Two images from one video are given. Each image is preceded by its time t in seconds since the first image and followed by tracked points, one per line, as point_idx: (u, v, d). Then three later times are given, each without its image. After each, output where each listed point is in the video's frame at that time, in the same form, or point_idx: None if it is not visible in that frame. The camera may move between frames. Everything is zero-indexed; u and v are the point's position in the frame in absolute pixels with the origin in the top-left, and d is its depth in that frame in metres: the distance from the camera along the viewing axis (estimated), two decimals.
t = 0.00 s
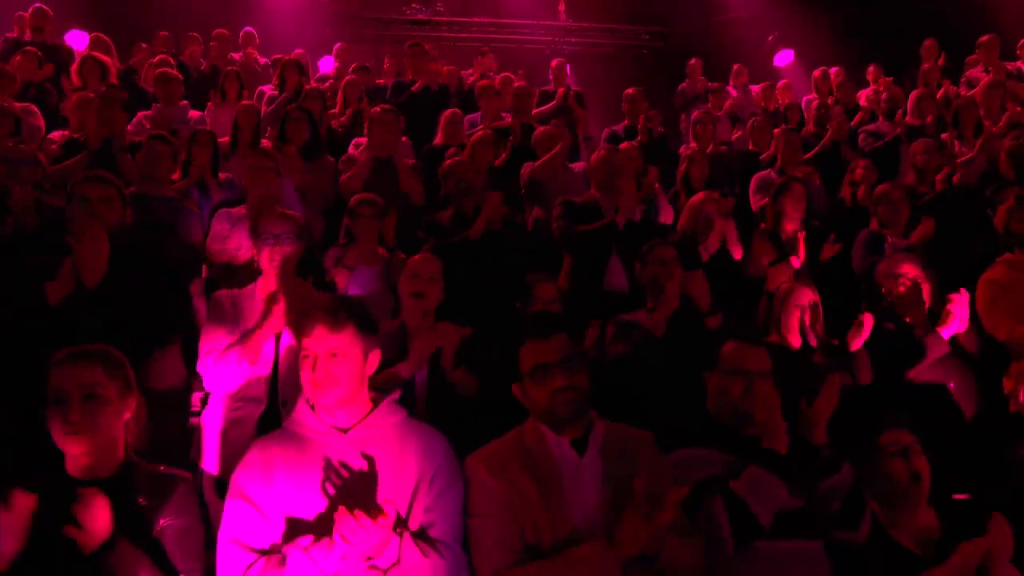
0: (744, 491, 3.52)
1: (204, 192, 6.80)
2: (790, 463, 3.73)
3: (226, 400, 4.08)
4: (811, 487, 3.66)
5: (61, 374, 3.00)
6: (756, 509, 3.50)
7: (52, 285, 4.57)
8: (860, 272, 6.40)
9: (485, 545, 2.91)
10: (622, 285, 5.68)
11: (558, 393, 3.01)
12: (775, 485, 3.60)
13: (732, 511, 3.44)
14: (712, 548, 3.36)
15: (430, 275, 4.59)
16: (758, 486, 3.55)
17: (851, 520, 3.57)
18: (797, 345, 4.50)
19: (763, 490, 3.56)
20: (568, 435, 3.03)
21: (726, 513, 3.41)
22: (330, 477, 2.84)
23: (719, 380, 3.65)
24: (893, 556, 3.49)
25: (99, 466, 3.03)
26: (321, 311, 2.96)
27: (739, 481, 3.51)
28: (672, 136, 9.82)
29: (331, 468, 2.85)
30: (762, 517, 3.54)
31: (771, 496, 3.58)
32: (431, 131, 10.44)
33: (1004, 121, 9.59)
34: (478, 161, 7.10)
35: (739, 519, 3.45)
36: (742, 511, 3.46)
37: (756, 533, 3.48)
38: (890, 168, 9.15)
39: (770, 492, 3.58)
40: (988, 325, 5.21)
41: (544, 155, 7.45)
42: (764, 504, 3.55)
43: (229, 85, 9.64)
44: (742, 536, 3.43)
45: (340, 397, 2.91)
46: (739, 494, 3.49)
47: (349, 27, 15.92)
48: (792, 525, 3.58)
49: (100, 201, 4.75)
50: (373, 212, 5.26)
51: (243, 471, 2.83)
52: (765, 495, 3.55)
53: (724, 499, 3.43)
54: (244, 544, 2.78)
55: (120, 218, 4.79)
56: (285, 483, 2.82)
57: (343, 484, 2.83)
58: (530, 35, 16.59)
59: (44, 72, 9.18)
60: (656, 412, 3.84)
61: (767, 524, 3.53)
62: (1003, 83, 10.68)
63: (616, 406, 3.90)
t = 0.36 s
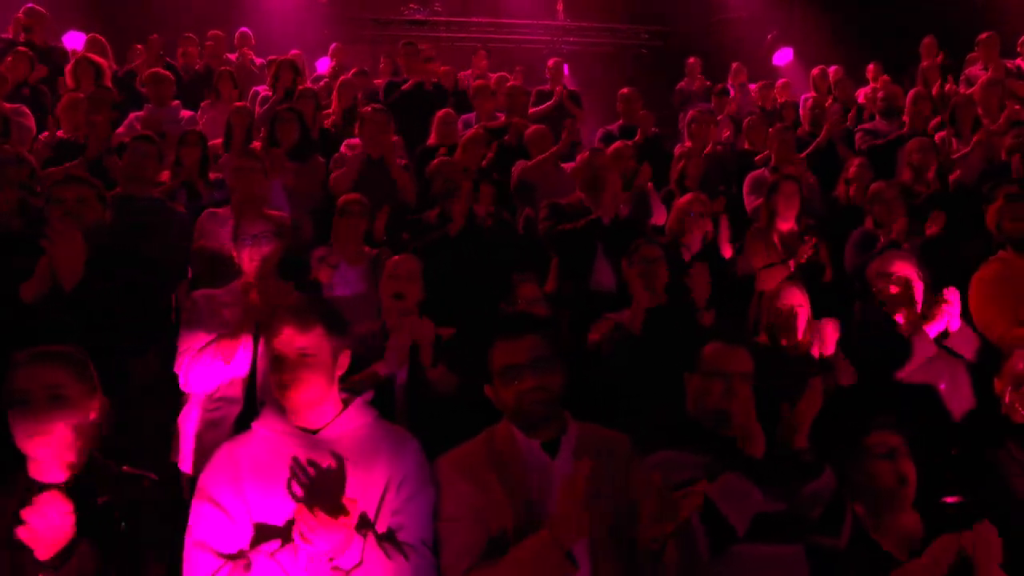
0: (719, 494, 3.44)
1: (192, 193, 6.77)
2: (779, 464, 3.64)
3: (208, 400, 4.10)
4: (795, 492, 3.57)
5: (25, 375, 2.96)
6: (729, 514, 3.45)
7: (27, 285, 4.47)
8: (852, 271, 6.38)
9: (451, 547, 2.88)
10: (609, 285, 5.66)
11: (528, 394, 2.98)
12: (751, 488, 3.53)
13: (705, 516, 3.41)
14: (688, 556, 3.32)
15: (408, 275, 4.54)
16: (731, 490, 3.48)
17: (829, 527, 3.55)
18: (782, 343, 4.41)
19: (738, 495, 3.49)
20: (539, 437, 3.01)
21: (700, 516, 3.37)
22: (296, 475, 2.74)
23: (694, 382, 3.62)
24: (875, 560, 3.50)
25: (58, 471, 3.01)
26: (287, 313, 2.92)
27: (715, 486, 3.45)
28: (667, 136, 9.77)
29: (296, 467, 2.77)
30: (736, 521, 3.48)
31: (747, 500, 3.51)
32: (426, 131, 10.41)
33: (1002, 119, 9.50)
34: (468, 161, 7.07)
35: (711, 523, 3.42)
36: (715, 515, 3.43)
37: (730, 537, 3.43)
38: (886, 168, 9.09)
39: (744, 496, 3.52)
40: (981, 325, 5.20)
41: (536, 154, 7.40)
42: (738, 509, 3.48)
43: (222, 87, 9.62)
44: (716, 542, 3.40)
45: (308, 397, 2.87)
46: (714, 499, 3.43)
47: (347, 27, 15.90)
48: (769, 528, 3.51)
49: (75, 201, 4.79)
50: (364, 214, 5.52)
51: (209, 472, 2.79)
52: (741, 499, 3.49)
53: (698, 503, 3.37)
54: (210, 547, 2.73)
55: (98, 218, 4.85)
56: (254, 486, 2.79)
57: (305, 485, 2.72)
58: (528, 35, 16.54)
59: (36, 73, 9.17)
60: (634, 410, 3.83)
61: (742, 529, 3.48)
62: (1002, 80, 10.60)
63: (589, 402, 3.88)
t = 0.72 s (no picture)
0: (697, 497, 3.30)
1: (182, 192, 6.74)
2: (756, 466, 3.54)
3: (177, 396, 4.14)
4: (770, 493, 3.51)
5: None
6: (706, 517, 3.29)
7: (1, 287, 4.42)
8: (845, 271, 6.34)
9: (421, 551, 2.81)
10: (599, 282, 5.65)
11: (504, 395, 2.89)
12: (728, 491, 3.39)
13: (682, 519, 3.22)
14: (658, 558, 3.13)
15: (386, 275, 4.49)
16: (710, 492, 3.35)
17: (809, 527, 3.52)
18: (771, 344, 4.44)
19: (717, 497, 3.35)
20: (513, 439, 2.91)
21: (675, 518, 3.20)
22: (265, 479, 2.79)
23: (676, 380, 3.52)
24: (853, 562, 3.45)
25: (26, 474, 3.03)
26: (257, 315, 2.94)
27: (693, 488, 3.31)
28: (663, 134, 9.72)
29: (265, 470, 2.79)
30: (714, 525, 3.31)
31: (725, 502, 3.36)
32: (421, 131, 10.38)
33: (1002, 117, 9.40)
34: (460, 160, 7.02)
35: (690, 528, 3.23)
36: (693, 518, 3.25)
37: (708, 540, 3.27)
38: (883, 166, 9.02)
39: (723, 500, 3.36)
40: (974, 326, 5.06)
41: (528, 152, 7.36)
42: (716, 512, 3.33)
43: (217, 87, 9.63)
44: (693, 545, 3.20)
45: (276, 397, 2.84)
46: (691, 501, 3.27)
47: (345, 28, 15.89)
48: (758, 528, 3.38)
49: (55, 202, 4.74)
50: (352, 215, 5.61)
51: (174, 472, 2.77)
52: (718, 500, 3.34)
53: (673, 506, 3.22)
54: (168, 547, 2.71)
55: (77, 219, 4.82)
56: (217, 487, 2.76)
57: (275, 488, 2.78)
58: (527, 35, 16.49)
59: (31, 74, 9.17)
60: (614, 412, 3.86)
61: (720, 532, 3.30)
62: (1002, 77, 10.52)
63: (582, 414, 3.94)
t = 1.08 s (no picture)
0: (670, 499, 3.34)
1: (170, 192, 6.70)
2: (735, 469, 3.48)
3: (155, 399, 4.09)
4: (746, 497, 3.47)
5: None
6: (681, 520, 3.33)
7: None
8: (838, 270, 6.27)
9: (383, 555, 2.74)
10: (588, 283, 5.54)
11: (470, 397, 2.84)
12: (703, 494, 3.40)
13: (654, 520, 3.29)
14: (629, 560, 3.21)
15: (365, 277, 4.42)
16: (686, 496, 3.37)
17: (782, 531, 3.45)
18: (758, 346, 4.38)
19: (692, 503, 3.36)
20: (481, 441, 2.87)
21: (647, 520, 3.27)
22: (226, 476, 2.70)
23: (658, 381, 3.43)
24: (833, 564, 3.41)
25: None
26: (224, 312, 2.83)
27: (667, 492, 3.36)
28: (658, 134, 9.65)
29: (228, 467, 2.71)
30: (689, 529, 3.33)
31: (700, 507, 3.38)
32: (414, 131, 10.34)
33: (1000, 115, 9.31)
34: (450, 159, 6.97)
35: (662, 532, 3.30)
36: (666, 521, 3.31)
37: (683, 545, 3.30)
38: (880, 164, 8.94)
39: (699, 504, 3.39)
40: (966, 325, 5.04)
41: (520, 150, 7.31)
42: (692, 515, 3.35)
43: (210, 87, 9.60)
44: (666, 550, 3.28)
45: (238, 397, 2.76)
46: (663, 504, 3.32)
47: (343, 28, 15.87)
48: (731, 536, 3.38)
49: (30, 202, 4.77)
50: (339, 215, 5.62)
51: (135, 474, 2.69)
52: (693, 505, 3.36)
53: (644, 507, 3.29)
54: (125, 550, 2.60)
55: (53, 218, 4.87)
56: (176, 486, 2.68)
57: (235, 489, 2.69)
58: (526, 35, 16.44)
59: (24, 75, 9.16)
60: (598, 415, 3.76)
61: (695, 536, 3.32)
62: (1000, 76, 10.45)
63: (572, 415, 3.85)
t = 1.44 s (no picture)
0: (646, 504, 3.34)
1: (158, 192, 6.67)
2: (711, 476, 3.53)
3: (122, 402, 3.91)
4: (713, 502, 3.47)
5: None
6: (655, 524, 3.32)
7: None
8: (827, 270, 6.22)
9: (346, 553, 2.75)
10: (575, 285, 5.39)
11: (437, 395, 2.87)
12: (678, 500, 3.40)
13: (625, 526, 3.28)
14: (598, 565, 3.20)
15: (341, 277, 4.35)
16: (661, 499, 3.37)
17: (750, 535, 3.41)
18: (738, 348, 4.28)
19: (667, 506, 3.36)
20: (445, 442, 2.89)
21: (620, 522, 3.27)
22: (189, 482, 2.67)
23: (636, 384, 3.47)
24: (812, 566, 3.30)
25: None
26: (184, 313, 2.81)
27: (641, 494, 3.36)
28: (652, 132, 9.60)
29: (191, 473, 2.68)
30: (662, 534, 3.33)
31: (676, 512, 3.38)
32: (408, 131, 10.31)
33: (995, 113, 9.25)
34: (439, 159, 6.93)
35: (635, 536, 3.30)
36: (638, 524, 3.31)
37: (656, 551, 3.31)
38: (874, 164, 8.88)
39: (673, 508, 3.39)
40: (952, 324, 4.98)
41: (509, 149, 7.31)
42: (665, 519, 3.36)
43: (204, 88, 9.59)
44: (636, 554, 3.28)
45: (198, 398, 2.73)
46: (637, 508, 3.32)
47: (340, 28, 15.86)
48: (702, 541, 3.37)
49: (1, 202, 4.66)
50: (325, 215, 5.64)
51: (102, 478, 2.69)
52: (668, 509, 3.36)
53: (616, 510, 3.28)
54: (94, 556, 2.63)
55: (24, 219, 4.74)
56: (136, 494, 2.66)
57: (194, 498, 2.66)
58: (523, 34, 16.41)
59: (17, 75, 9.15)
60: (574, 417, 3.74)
61: (668, 541, 3.33)
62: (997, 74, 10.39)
63: (554, 410, 3.91)
